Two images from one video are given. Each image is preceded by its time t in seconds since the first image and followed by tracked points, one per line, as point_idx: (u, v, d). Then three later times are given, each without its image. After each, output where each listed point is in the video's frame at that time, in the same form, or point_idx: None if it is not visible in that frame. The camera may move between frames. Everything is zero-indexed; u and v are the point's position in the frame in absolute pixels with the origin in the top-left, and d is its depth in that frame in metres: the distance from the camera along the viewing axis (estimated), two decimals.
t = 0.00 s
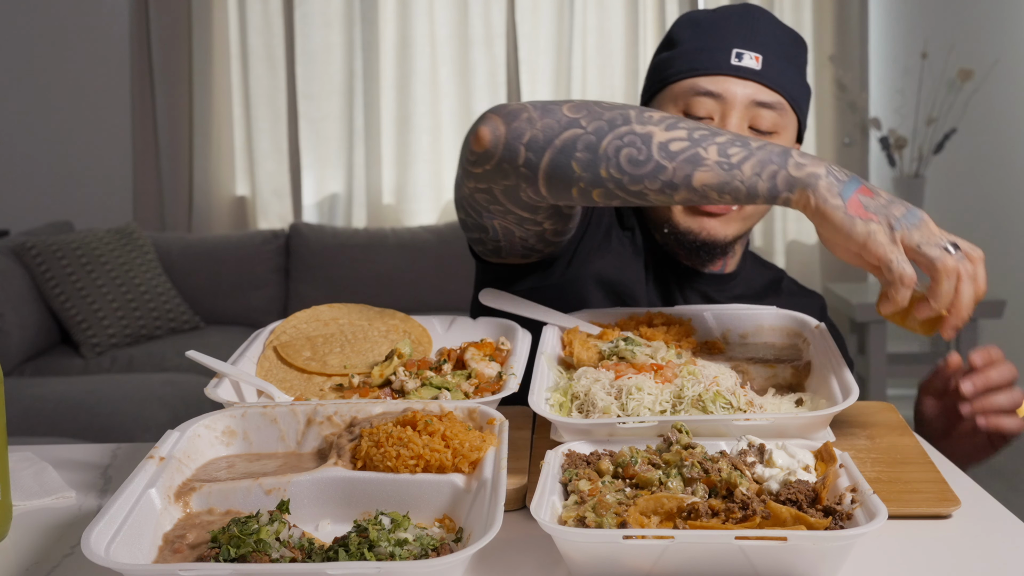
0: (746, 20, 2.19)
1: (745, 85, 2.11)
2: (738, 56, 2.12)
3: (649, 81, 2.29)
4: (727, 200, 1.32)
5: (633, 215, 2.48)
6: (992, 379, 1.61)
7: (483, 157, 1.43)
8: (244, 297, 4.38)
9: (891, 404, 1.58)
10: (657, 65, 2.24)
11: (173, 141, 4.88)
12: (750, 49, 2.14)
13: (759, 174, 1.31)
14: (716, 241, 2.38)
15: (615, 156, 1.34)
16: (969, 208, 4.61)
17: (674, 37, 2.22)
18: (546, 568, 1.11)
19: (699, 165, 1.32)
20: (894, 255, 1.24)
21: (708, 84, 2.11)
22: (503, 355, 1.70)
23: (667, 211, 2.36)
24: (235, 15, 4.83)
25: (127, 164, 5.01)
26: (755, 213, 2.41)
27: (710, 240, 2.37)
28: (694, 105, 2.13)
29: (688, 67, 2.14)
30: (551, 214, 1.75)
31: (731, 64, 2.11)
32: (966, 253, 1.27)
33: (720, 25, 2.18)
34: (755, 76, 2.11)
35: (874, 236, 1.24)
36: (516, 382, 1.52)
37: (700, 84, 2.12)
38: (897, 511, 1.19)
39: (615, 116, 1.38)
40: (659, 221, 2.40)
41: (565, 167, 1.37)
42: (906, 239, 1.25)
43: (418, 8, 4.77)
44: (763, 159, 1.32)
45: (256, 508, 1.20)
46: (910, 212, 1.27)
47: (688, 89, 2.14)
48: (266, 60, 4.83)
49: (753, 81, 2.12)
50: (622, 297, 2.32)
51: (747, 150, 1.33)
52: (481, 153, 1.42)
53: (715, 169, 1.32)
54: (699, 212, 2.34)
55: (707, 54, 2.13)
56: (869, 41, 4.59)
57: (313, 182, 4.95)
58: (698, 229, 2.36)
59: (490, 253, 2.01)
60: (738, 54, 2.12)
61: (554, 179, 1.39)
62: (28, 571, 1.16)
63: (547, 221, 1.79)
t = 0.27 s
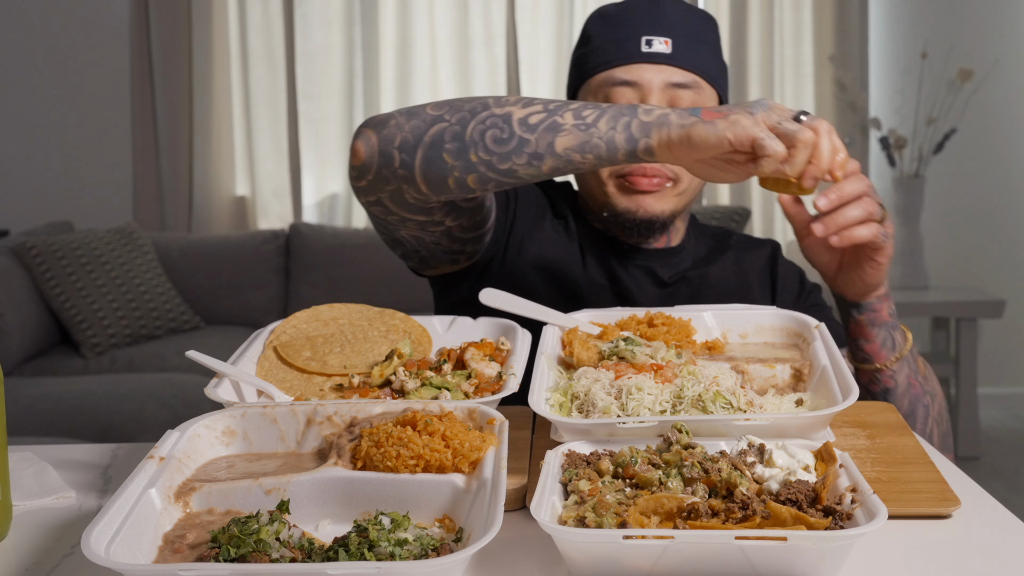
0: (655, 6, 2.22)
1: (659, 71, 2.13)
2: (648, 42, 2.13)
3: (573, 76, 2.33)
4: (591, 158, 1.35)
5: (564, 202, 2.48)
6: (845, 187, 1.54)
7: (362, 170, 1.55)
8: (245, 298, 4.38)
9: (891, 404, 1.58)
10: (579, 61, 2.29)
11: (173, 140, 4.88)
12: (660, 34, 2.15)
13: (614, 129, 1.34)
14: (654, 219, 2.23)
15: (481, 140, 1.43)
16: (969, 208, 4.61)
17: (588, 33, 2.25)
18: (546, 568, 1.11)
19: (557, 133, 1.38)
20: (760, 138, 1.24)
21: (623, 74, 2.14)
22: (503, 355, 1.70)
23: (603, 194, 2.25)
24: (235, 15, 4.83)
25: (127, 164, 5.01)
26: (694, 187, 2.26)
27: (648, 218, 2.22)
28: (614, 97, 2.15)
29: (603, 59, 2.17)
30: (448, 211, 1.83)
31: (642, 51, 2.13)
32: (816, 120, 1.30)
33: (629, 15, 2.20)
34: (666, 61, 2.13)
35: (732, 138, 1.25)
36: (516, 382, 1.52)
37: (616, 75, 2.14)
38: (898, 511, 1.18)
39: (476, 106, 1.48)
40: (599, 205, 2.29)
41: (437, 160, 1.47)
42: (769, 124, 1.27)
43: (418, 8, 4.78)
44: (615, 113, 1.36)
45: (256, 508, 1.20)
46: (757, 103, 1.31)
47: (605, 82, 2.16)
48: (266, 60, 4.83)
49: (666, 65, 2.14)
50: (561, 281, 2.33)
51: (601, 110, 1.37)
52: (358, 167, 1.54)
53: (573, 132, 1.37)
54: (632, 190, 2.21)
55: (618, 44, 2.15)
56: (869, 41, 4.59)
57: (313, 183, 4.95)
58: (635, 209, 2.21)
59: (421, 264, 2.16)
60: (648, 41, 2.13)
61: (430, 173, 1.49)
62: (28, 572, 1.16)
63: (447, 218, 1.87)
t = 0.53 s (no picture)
0: (569, 11, 2.43)
1: (581, 69, 2.34)
2: (569, 43, 2.34)
3: (501, 85, 2.53)
4: (502, 143, 1.65)
5: (503, 206, 2.63)
6: (728, 164, 1.67)
7: (296, 179, 1.86)
8: (245, 298, 4.38)
9: (891, 404, 1.58)
10: (504, 71, 2.49)
11: (172, 140, 4.88)
12: (579, 34, 2.36)
13: (522, 114, 1.63)
14: (591, 211, 2.35)
15: (400, 138, 1.75)
16: (968, 208, 4.61)
17: (511, 42, 2.45)
18: (546, 568, 1.11)
19: (467, 125, 1.68)
20: (637, 101, 1.41)
21: (549, 75, 2.34)
22: (503, 355, 1.70)
23: (542, 192, 2.36)
24: (235, 15, 4.83)
25: (127, 164, 5.01)
26: (625, 177, 2.36)
27: (587, 211, 2.34)
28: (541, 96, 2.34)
29: (530, 63, 2.37)
30: (381, 212, 2.05)
31: (565, 52, 2.33)
32: (700, 90, 1.45)
33: (546, 21, 2.40)
34: (588, 59, 2.34)
35: (615, 103, 1.44)
36: (516, 382, 1.52)
37: (543, 77, 2.34)
38: (898, 511, 1.18)
39: (393, 110, 1.79)
40: (539, 203, 2.40)
41: (360, 161, 1.79)
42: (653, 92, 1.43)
43: (418, 8, 4.78)
44: (522, 101, 1.65)
45: (256, 508, 1.20)
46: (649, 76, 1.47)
47: (533, 84, 2.36)
48: (266, 60, 4.83)
49: (587, 63, 2.35)
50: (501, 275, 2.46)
51: (508, 100, 1.67)
52: (293, 176, 1.86)
53: (482, 122, 1.67)
54: (568, 185, 2.32)
55: (541, 48, 2.36)
56: (869, 41, 4.59)
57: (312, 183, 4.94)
58: (573, 203, 2.33)
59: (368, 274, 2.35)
60: (568, 42, 2.34)
61: (355, 174, 1.80)
62: (28, 571, 1.16)
63: (383, 220, 2.08)
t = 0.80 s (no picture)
0: (528, 13, 2.42)
1: (545, 71, 2.35)
2: (531, 47, 2.35)
3: (462, 92, 2.53)
4: (459, 149, 1.72)
5: (470, 210, 2.61)
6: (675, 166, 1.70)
7: (265, 186, 1.90)
8: (245, 298, 4.38)
9: (891, 404, 1.58)
10: (466, 77, 2.48)
11: (173, 141, 4.88)
12: (540, 38, 2.37)
13: (477, 120, 1.70)
14: (562, 212, 2.36)
15: (360, 145, 1.80)
16: (968, 208, 4.61)
17: (472, 49, 2.45)
18: (547, 569, 1.10)
19: (425, 132, 1.74)
20: (579, 112, 1.51)
21: (513, 78, 2.34)
22: (503, 356, 1.70)
23: (513, 194, 2.35)
24: (235, 15, 4.83)
25: (128, 164, 5.01)
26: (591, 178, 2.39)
27: (558, 212, 2.35)
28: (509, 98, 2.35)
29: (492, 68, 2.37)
30: (351, 217, 2.05)
31: (527, 56, 2.34)
32: (640, 105, 1.55)
33: (505, 27, 2.40)
34: (551, 61, 2.35)
35: (560, 112, 1.54)
36: (516, 382, 1.52)
37: (507, 80, 2.35)
38: (897, 511, 1.18)
39: (354, 118, 1.84)
40: (510, 206, 2.39)
41: (323, 169, 1.82)
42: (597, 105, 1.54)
43: (418, 8, 4.78)
44: (477, 109, 1.72)
45: (256, 508, 1.20)
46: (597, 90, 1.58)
47: (498, 87, 2.36)
48: (266, 60, 4.83)
49: (551, 65, 2.36)
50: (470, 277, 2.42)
51: (464, 108, 1.74)
52: (261, 184, 1.90)
53: (440, 129, 1.73)
54: (538, 186, 2.32)
55: (502, 53, 2.36)
56: (869, 41, 4.59)
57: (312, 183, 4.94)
58: (545, 205, 2.33)
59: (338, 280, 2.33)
60: (530, 46, 2.35)
61: (319, 182, 1.84)
62: (28, 571, 1.16)
63: (353, 224, 2.09)
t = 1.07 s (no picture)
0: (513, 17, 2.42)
1: (535, 72, 2.35)
2: (521, 48, 2.35)
3: (451, 96, 2.52)
4: (455, 150, 1.72)
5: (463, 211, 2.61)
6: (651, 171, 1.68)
7: (263, 188, 1.90)
8: (245, 297, 4.37)
9: (891, 404, 1.58)
10: (455, 81, 2.48)
11: (173, 142, 4.88)
12: (528, 39, 2.38)
13: (473, 121, 1.70)
14: (555, 208, 2.37)
15: (357, 147, 1.80)
16: (967, 208, 4.61)
17: (460, 53, 2.45)
18: (548, 569, 1.10)
19: (421, 133, 1.74)
20: (572, 110, 1.51)
21: (503, 79, 2.34)
22: (503, 355, 1.70)
23: (505, 193, 2.36)
24: (235, 15, 4.83)
25: (128, 164, 5.01)
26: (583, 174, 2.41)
27: (551, 208, 2.36)
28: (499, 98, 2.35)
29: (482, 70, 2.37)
30: (348, 219, 2.06)
31: (516, 57, 2.34)
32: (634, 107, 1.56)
33: (493, 30, 2.40)
34: (540, 62, 2.35)
35: (554, 111, 1.54)
36: (516, 382, 1.52)
37: (497, 81, 2.35)
38: (898, 511, 1.18)
39: (351, 120, 1.84)
40: (502, 204, 2.40)
41: (320, 170, 1.83)
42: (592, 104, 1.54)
43: (418, 8, 4.77)
44: (474, 110, 1.72)
45: (257, 508, 1.20)
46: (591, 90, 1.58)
47: (489, 88, 2.36)
48: (266, 60, 4.83)
49: (540, 66, 2.36)
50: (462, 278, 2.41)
51: (460, 109, 1.74)
52: (259, 185, 1.90)
53: (437, 130, 1.73)
54: (531, 183, 2.33)
55: (492, 56, 2.36)
56: (869, 41, 4.59)
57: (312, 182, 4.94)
58: (538, 202, 2.34)
59: (334, 282, 2.33)
60: (519, 47, 2.35)
61: (316, 183, 1.84)
62: (27, 572, 1.16)
63: (350, 226, 2.09)
